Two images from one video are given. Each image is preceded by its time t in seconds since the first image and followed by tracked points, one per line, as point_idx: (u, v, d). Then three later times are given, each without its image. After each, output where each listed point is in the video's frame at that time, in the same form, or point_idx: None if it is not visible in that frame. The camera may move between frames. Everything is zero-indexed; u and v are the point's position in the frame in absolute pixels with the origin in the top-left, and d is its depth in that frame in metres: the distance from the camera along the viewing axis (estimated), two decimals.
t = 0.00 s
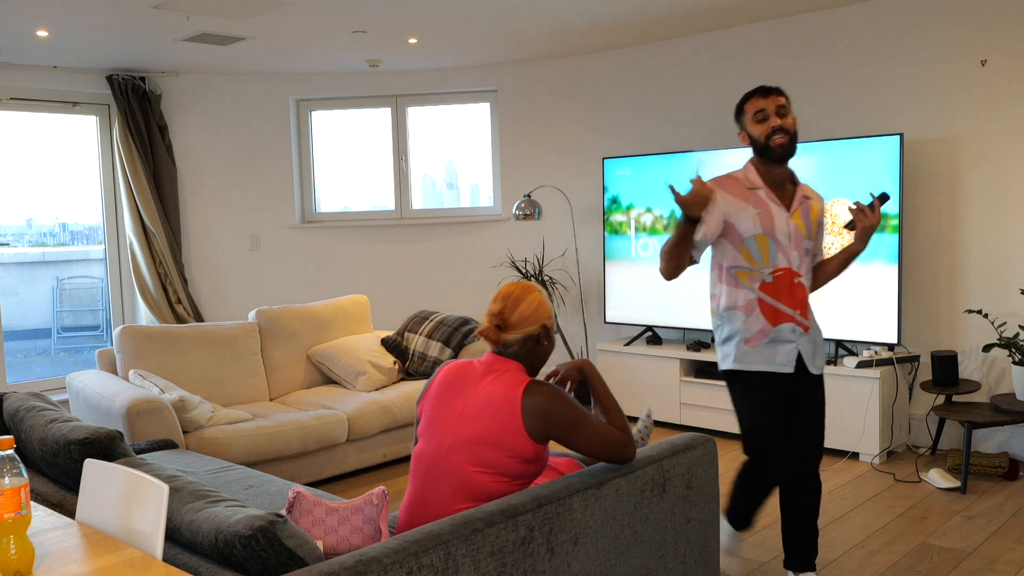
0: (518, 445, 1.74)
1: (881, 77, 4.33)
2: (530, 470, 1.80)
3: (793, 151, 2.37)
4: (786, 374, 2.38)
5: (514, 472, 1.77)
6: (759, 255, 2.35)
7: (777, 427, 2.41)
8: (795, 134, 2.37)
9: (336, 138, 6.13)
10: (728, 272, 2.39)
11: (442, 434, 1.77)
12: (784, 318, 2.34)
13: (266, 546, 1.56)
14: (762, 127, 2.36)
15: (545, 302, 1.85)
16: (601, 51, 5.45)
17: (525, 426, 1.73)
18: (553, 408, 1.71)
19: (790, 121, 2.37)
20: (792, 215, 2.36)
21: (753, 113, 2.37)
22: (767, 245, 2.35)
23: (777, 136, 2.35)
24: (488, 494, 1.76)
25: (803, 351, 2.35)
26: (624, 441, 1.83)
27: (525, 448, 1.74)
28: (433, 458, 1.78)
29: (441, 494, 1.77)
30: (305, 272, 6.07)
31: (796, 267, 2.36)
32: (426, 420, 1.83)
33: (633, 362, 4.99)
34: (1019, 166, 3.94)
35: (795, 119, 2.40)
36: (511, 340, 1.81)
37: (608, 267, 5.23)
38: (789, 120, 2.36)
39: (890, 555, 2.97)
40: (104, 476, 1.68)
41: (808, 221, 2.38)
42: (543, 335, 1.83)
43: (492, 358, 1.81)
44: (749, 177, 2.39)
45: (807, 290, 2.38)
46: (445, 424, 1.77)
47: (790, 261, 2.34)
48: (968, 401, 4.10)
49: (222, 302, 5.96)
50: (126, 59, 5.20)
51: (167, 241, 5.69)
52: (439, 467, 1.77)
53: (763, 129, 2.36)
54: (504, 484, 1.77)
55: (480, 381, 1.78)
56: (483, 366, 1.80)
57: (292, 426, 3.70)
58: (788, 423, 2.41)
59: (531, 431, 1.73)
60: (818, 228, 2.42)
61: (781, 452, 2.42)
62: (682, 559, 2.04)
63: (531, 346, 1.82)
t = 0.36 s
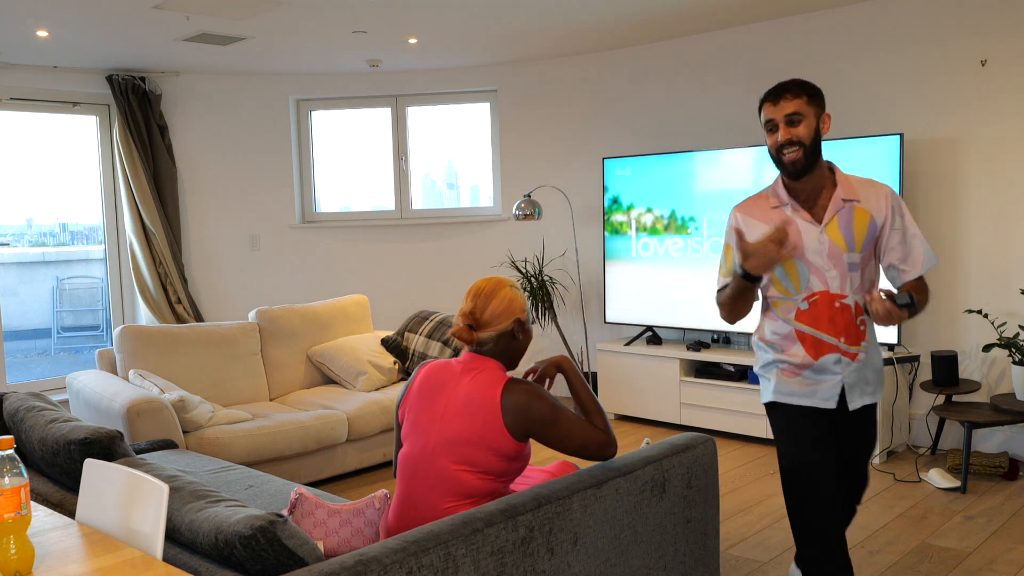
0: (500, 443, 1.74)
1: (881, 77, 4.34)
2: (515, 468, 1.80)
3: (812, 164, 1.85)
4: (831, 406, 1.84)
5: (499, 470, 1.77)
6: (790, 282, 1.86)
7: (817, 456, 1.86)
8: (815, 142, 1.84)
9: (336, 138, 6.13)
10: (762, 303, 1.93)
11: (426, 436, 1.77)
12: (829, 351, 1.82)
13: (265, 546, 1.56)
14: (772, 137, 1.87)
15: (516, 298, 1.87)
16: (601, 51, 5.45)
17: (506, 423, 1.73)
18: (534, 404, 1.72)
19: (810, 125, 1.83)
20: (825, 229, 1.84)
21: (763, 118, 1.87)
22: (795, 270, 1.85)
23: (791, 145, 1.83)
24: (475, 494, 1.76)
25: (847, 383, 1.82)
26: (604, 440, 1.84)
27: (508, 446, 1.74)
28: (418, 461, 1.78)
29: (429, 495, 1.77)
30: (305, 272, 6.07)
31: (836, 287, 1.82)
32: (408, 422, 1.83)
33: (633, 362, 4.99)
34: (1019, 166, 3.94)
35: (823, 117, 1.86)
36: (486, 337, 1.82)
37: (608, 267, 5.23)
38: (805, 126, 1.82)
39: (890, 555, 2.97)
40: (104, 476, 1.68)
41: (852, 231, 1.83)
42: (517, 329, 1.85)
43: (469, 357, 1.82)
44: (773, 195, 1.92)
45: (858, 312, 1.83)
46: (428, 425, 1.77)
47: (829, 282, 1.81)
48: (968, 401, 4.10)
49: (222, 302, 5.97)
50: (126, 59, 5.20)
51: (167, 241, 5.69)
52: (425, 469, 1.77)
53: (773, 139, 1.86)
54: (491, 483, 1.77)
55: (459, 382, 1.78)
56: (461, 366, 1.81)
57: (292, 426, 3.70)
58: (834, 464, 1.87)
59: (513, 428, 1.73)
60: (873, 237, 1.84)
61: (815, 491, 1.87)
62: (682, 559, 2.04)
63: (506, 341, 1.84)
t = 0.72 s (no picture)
0: (502, 441, 1.73)
1: (881, 77, 4.34)
2: (518, 465, 1.80)
3: (814, 143, 1.54)
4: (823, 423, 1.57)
5: (502, 469, 1.77)
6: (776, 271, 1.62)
7: (819, 488, 1.61)
8: (819, 117, 1.52)
9: (336, 138, 6.13)
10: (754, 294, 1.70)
11: (427, 436, 1.77)
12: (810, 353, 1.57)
13: (265, 546, 1.56)
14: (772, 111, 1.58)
15: (511, 296, 1.86)
16: (601, 51, 5.45)
17: (507, 422, 1.72)
18: (533, 402, 1.71)
19: (812, 96, 1.51)
20: (820, 212, 1.57)
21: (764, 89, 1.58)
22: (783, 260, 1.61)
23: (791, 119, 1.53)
24: (479, 493, 1.76)
25: (844, 402, 1.52)
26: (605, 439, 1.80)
27: (510, 444, 1.74)
28: (421, 460, 1.78)
29: (433, 495, 1.78)
30: (304, 272, 6.07)
31: (825, 280, 1.54)
32: (411, 423, 1.83)
33: (633, 362, 4.99)
34: (1019, 166, 3.94)
35: (834, 86, 1.54)
36: (483, 336, 1.82)
37: (608, 266, 5.23)
38: (806, 100, 1.51)
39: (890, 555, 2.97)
40: (104, 476, 1.68)
41: (850, 217, 1.54)
42: (513, 326, 1.84)
43: (467, 357, 1.81)
44: (778, 171, 1.64)
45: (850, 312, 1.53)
46: (430, 426, 1.78)
47: (815, 276, 1.54)
48: (968, 401, 4.10)
49: (222, 302, 5.97)
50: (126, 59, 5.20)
51: (167, 241, 5.69)
52: (429, 469, 1.77)
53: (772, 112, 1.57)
54: (494, 482, 1.78)
55: (459, 382, 1.77)
56: (460, 365, 1.80)
57: (292, 426, 3.70)
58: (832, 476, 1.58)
59: (514, 426, 1.73)
60: (877, 219, 1.52)
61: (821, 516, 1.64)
62: (682, 559, 2.04)
63: (503, 339, 1.83)
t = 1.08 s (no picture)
0: (506, 441, 1.74)
1: (881, 78, 4.34)
2: (521, 465, 1.80)
3: (786, 148, 1.18)
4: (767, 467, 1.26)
5: (506, 468, 1.78)
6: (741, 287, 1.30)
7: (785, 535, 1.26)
8: (791, 117, 1.15)
9: (336, 138, 6.13)
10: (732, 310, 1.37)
11: (431, 435, 1.77)
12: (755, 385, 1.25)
13: (265, 546, 1.56)
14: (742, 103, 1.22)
15: (512, 296, 1.85)
16: (601, 51, 5.45)
17: (511, 422, 1.73)
18: (538, 402, 1.72)
19: (783, 91, 1.15)
20: (787, 223, 1.22)
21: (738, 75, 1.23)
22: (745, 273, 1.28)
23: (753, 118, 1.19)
24: (482, 493, 1.77)
25: (792, 443, 1.22)
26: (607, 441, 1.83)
27: (514, 443, 1.75)
28: (426, 459, 1.78)
29: (437, 495, 1.78)
30: (304, 272, 6.07)
31: (779, 300, 1.21)
32: (415, 422, 1.83)
33: (633, 362, 4.99)
34: (1019, 166, 3.94)
35: (815, 73, 1.14)
36: (485, 337, 1.81)
37: (608, 266, 5.24)
38: (771, 97, 1.15)
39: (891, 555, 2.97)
40: (104, 475, 1.68)
41: (816, 228, 1.18)
42: (516, 327, 1.83)
43: (471, 358, 1.81)
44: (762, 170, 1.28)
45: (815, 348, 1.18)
46: (434, 425, 1.77)
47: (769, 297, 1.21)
48: (968, 401, 4.10)
49: (222, 303, 5.97)
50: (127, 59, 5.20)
51: (167, 242, 5.69)
52: (433, 468, 1.77)
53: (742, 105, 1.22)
54: (497, 482, 1.78)
55: (464, 382, 1.77)
56: (465, 365, 1.80)
57: (292, 426, 3.70)
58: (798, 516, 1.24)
59: (518, 426, 1.74)
60: (850, 236, 1.16)
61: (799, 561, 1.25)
62: (682, 559, 2.04)
63: (506, 339, 1.82)
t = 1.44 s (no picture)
0: (475, 441, 1.69)
1: (881, 78, 4.34)
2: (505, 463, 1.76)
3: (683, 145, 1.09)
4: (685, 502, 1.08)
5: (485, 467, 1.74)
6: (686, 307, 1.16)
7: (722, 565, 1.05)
8: (672, 111, 1.07)
9: (336, 138, 6.14)
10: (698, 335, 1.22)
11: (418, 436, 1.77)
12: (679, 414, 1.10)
13: (265, 546, 1.56)
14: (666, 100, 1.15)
15: (480, 285, 1.78)
16: (601, 51, 5.45)
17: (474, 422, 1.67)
18: (499, 397, 1.63)
19: (661, 86, 1.08)
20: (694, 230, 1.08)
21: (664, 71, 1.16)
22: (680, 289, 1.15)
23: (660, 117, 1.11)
24: (470, 491, 1.76)
25: (707, 480, 1.05)
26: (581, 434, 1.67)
27: (485, 443, 1.70)
28: (415, 459, 1.79)
29: (429, 494, 1.78)
30: (304, 272, 6.07)
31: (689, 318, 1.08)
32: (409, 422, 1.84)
33: (633, 362, 4.99)
34: (1020, 166, 3.94)
35: (690, 61, 1.04)
36: (449, 330, 1.77)
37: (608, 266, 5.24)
38: (656, 94, 1.09)
39: (891, 555, 2.97)
40: (104, 475, 1.69)
41: (702, 236, 1.04)
42: (483, 318, 1.76)
43: (445, 354, 1.78)
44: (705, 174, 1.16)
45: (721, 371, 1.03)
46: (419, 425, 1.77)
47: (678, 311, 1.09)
48: (968, 401, 4.10)
49: (222, 303, 5.96)
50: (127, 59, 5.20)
51: (167, 242, 5.69)
52: (422, 468, 1.77)
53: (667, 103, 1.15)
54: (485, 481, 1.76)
55: (438, 380, 1.75)
56: (441, 361, 1.78)
57: (292, 426, 3.70)
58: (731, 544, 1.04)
59: (481, 425, 1.67)
60: (733, 238, 1.00)
61: None
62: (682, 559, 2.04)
63: (474, 332, 1.76)
